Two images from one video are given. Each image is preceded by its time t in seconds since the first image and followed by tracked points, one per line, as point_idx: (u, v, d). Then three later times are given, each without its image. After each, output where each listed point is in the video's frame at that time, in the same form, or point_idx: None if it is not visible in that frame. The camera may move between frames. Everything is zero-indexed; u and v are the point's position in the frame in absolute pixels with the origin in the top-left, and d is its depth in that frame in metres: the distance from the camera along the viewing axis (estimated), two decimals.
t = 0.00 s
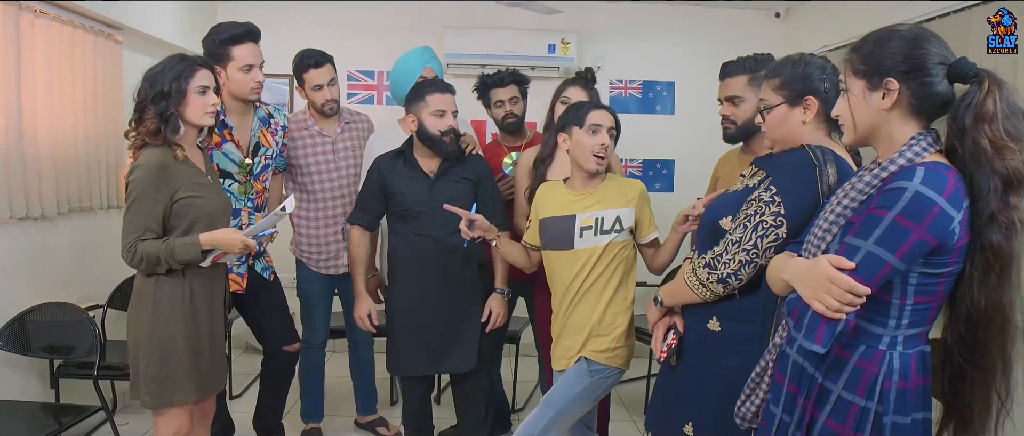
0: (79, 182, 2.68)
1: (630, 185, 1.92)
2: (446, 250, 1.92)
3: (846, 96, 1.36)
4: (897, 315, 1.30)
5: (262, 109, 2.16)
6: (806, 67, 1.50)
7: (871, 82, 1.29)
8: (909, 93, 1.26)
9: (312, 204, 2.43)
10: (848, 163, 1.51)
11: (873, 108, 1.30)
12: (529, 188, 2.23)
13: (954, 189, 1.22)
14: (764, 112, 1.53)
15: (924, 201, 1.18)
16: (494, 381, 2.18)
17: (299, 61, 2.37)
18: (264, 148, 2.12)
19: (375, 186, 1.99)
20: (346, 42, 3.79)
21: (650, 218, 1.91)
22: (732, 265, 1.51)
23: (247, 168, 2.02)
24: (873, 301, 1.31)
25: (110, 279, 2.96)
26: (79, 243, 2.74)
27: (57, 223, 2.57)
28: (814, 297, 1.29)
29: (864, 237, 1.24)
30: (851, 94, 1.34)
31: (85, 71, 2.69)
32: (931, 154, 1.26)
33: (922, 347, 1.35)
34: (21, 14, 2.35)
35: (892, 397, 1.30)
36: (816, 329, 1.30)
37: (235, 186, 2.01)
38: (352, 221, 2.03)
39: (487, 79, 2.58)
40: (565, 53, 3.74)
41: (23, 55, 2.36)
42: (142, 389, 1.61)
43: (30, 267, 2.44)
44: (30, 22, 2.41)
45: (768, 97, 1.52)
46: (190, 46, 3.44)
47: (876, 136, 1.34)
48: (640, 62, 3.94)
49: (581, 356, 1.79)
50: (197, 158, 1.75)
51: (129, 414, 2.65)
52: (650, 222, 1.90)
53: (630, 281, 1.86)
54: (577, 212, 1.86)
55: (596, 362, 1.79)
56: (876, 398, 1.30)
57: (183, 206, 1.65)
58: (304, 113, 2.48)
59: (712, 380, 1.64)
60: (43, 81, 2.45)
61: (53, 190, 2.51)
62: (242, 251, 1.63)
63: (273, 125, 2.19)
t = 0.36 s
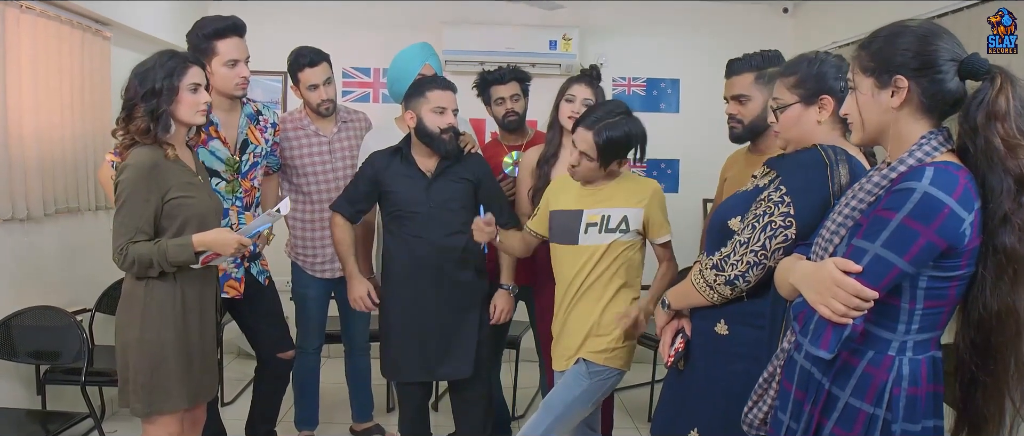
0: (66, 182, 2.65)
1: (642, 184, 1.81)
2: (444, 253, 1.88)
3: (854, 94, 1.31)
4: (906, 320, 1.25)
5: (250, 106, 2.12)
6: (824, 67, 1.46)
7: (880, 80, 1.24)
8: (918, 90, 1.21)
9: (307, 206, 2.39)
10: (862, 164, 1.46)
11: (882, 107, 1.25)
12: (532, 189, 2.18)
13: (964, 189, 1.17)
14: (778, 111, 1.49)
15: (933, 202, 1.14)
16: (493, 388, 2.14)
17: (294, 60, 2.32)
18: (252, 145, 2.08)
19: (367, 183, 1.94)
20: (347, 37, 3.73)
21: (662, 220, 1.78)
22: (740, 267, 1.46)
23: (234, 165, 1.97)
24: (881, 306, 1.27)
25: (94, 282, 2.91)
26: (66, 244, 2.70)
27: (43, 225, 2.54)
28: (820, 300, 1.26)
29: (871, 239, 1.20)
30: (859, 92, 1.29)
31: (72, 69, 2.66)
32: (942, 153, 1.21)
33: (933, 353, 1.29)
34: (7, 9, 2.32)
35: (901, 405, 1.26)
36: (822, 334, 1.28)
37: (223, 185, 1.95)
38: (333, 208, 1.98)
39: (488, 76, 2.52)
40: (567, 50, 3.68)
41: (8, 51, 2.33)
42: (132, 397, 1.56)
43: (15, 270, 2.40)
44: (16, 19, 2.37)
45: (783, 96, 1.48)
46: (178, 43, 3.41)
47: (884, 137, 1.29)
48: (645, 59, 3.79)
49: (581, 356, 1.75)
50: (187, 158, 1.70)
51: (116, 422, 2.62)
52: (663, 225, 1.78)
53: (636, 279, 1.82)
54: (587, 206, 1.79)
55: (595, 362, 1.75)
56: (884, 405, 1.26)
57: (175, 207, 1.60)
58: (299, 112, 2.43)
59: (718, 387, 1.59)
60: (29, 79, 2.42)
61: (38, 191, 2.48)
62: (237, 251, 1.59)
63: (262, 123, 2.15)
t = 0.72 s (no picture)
0: (53, 182, 2.61)
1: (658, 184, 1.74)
2: (441, 255, 1.83)
3: (860, 94, 1.26)
4: (916, 326, 1.21)
5: (245, 107, 2.07)
6: (835, 66, 1.43)
7: (887, 79, 1.19)
8: (927, 89, 1.16)
9: (303, 207, 2.34)
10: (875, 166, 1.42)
11: (889, 106, 1.20)
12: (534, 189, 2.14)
13: (977, 191, 1.13)
14: (791, 110, 1.44)
15: (945, 204, 1.10)
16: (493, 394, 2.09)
17: (290, 59, 2.28)
18: (247, 148, 2.02)
19: (361, 180, 1.90)
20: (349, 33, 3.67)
21: (671, 223, 1.71)
22: (747, 270, 1.42)
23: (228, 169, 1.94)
24: (890, 310, 1.23)
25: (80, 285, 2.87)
26: (53, 248, 2.66)
27: (30, 228, 2.50)
28: (828, 305, 1.22)
29: (880, 242, 1.16)
30: (866, 92, 1.24)
31: (60, 67, 2.63)
32: (955, 153, 1.16)
33: (943, 359, 1.25)
34: None
35: (909, 413, 1.22)
36: (829, 339, 1.24)
37: (217, 189, 1.92)
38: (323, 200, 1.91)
39: (489, 71, 2.47)
40: (568, 47, 3.59)
41: None
42: (119, 405, 1.51)
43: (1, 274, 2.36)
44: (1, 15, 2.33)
45: (794, 95, 1.44)
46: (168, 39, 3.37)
47: (892, 137, 1.24)
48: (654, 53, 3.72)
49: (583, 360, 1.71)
50: (174, 158, 1.65)
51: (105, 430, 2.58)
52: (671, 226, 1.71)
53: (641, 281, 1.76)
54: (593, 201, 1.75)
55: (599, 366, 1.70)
56: (891, 412, 1.23)
57: (163, 208, 1.55)
58: (296, 111, 2.39)
59: (723, 392, 1.55)
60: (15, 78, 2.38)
61: (25, 192, 2.43)
62: (229, 254, 1.55)
63: (258, 124, 2.09)
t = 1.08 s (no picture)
0: (38, 181, 2.61)
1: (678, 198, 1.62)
2: (438, 258, 1.78)
3: (868, 91, 1.21)
4: (927, 330, 1.17)
5: (239, 105, 2.02)
6: (850, 62, 1.39)
7: (894, 76, 1.15)
8: (937, 86, 1.12)
9: (299, 208, 2.29)
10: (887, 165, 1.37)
11: (898, 104, 1.16)
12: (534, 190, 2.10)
13: (988, 191, 1.09)
14: (801, 107, 1.40)
15: (954, 204, 1.07)
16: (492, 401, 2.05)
17: (284, 56, 2.24)
18: (240, 147, 1.97)
19: (365, 178, 1.84)
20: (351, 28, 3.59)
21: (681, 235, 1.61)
22: (754, 274, 1.37)
23: (222, 169, 1.89)
24: (900, 314, 1.19)
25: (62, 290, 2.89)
26: (38, 249, 2.67)
27: (15, 228, 2.50)
28: (835, 309, 1.18)
29: (888, 244, 1.12)
30: (874, 90, 1.19)
31: (46, 67, 2.62)
32: (965, 151, 1.12)
33: (954, 364, 1.22)
34: None
35: (920, 420, 1.19)
36: (837, 345, 1.20)
37: (211, 190, 1.87)
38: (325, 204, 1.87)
39: (493, 66, 2.44)
40: (569, 43, 3.49)
41: None
42: (105, 414, 1.47)
43: None
44: None
45: (806, 91, 1.40)
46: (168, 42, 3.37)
47: (901, 135, 1.20)
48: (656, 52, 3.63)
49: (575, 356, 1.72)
50: (160, 157, 1.62)
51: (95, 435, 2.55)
52: (678, 239, 1.60)
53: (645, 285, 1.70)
54: (601, 203, 1.72)
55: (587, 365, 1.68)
56: (902, 420, 1.19)
57: (148, 209, 1.52)
58: (292, 110, 2.35)
59: (731, 400, 1.50)
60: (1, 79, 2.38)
61: (9, 192, 2.44)
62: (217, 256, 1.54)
63: (252, 124, 2.05)
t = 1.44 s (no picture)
0: (25, 182, 2.61)
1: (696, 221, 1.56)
2: (434, 260, 1.73)
3: (874, 86, 1.16)
4: (938, 335, 1.13)
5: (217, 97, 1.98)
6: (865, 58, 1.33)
7: (903, 71, 1.10)
8: (947, 83, 1.08)
9: (297, 208, 2.25)
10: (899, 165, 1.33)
11: (905, 100, 1.11)
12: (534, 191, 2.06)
13: (999, 190, 1.05)
14: (815, 104, 1.36)
15: (963, 205, 1.03)
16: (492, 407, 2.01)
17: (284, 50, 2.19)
18: (224, 137, 1.95)
19: (375, 171, 1.79)
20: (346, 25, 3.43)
21: (673, 252, 1.55)
22: (760, 278, 1.33)
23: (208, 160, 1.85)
24: (910, 319, 1.16)
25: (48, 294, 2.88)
26: (25, 251, 2.66)
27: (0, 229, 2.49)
28: (842, 316, 1.14)
29: (896, 248, 1.09)
30: (880, 84, 1.14)
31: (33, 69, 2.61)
32: (975, 149, 1.09)
33: (967, 370, 1.18)
34: None
35: (933, 427, 1.15)
36: (845, 353, 1.16)
37: (199, 182, 1.83)
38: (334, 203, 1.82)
39: (499, 63, 2.39)
40: (570, 40, 3.41)
41: None
42: (93, 420, 1.49)
43: None
44: None
45: (819, 87, 1.36)
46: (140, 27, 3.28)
47: (908, 132, 1.15)
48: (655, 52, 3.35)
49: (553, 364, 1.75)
50: (147, 158, 1.62)
51: None
52: (667, 253, 1.55)
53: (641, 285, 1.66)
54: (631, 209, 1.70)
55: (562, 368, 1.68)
56: (914, 428, 1.15)
57: (134, 211, 1.52)
58: (289, 108, 2.30)
59: (736, 407, 1.46)
60: None
61: None
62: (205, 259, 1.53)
63: (232, 115, 2.01)
